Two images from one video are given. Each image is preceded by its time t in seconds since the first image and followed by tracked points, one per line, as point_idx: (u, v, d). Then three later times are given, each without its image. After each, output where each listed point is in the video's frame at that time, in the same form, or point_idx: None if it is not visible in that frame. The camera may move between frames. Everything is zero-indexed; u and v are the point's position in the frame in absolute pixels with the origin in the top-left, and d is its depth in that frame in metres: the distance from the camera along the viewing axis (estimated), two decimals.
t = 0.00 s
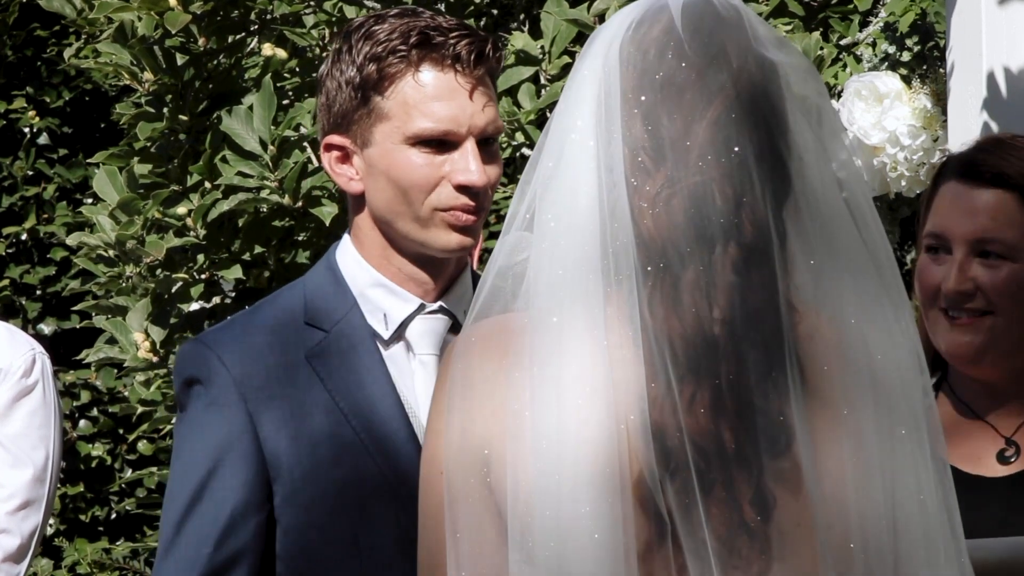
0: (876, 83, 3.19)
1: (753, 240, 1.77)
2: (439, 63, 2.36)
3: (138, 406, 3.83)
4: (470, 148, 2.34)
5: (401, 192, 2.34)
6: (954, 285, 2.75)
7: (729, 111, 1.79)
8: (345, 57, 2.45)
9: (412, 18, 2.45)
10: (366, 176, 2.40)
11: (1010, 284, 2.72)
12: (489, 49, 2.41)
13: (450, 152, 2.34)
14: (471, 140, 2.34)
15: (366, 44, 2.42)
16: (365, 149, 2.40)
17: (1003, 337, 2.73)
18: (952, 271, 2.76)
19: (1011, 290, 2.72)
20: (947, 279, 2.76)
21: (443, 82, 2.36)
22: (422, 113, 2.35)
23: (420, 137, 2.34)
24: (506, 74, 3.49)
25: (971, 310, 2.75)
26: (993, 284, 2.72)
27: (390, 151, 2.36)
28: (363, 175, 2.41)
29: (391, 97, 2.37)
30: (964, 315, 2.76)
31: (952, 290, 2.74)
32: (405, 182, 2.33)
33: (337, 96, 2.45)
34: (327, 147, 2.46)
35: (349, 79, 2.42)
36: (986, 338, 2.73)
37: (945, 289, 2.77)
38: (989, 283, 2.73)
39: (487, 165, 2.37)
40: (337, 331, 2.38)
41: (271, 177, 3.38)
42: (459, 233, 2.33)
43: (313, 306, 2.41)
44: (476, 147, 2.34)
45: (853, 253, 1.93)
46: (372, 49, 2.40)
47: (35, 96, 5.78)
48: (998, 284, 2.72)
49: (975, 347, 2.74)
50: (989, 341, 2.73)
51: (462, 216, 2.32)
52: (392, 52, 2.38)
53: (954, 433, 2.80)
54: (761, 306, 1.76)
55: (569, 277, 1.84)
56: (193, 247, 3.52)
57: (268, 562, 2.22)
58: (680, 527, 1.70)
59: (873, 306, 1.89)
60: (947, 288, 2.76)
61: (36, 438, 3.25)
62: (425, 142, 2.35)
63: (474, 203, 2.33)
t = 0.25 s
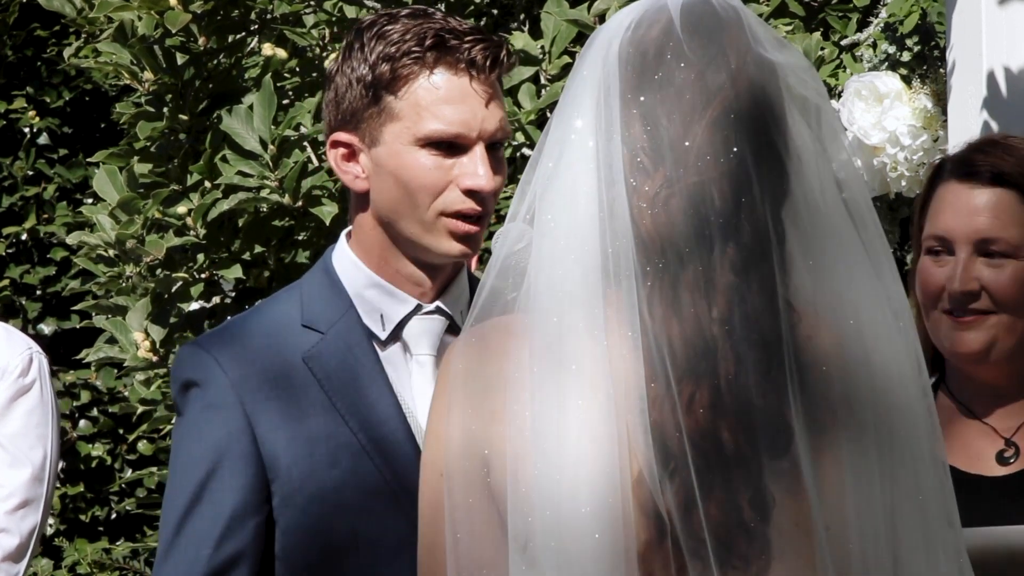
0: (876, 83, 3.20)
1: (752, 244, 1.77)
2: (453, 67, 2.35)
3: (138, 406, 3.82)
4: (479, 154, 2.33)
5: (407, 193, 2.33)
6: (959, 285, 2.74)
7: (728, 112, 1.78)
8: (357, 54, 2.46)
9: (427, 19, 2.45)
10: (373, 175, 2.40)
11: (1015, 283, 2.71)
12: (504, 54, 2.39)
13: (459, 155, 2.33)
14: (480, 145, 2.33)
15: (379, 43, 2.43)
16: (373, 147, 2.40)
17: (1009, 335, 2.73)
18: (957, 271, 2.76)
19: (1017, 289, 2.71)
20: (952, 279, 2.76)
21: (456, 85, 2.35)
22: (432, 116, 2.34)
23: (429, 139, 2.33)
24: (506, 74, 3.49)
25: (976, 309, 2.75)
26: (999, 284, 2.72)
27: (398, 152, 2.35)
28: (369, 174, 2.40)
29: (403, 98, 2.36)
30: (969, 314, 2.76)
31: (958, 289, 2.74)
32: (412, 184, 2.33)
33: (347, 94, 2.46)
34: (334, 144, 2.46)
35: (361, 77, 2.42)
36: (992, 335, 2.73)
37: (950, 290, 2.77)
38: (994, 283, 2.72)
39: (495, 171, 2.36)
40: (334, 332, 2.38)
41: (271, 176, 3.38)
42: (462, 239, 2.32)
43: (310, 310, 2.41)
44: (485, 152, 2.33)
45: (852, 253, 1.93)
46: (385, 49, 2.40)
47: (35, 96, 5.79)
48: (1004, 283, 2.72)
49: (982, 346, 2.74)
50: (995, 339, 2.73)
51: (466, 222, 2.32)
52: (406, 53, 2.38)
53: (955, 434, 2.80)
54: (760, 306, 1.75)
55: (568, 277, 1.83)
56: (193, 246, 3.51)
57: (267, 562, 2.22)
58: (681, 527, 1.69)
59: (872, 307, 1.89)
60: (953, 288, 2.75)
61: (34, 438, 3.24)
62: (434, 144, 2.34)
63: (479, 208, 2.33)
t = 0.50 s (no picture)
0: (876, 83, 3.20)
1: (753, 240, 1.77)
2: (460, 66, 2.36)
3: (137, 406, 3.82)
4: (483, 154, 2.34)
5: (409, 190, 2.35)
6: (993, 300, 2.66)
7: (728, 112, 1.80)
8: (365, 51, 2.47)
9: (436, 18, 2.46)
10: (375, 171, 2.41)
11: None
12: (511, 55, 2.39)
13: (463, 155, 2.34)
14: (484, 146, 2.34)
15: (387, 41, 2.44)
16: (377, 144, 2.41)
17: None
18: (988, 285, 2.67)
19: None
20: (982, 293, 2.68)
21: (462, 84, 2.36)
22: (437, 114, 2.35)
23: (433, 137, 2.35)
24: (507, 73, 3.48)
25: (1006, 321, 2.68)
26: None
27: (402, 149, 2.36)
28: (372, 170, 2.42)
29: (408, 95, 2.37)
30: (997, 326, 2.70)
31: (993, 305, 2.66)
32: (415, 182, 2.34)
33: (354, 89, 2.47)
34: (339, 138, 2.47)
35: (368, 73, 2.43)
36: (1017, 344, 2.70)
37: (979, 303, 2.69)
38: None
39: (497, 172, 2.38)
40: (332, 333, 2.38)
41: (270, 176, 3.38)
42: (461, 239, 2.34)
43: (309, 308, 2.41)
44: (489, 152, 2.35)
45: (853, 252, 1.93)
46: (393, 46, 2.41)
47: (35, 96, 5.79)
48: None
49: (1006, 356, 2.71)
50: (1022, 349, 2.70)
51: (467, 223, 2.34)
52: (414, 51, 2.39)
53: (957, 432, 2.80)
54: (761, 305, 1.75)
55: (570, 276, 1.83)
56: (193, 246, 3.51)
57: (267, 563, 2.22)
58: (681, 527, 1.69)
59: (874, 307, 1.88)
60: (984, 302, 2.67)
61: (30, 437, 3.16)
62: (438, 142, 2.35)
63: (480, 209, 2.34)
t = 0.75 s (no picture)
0: (876, 83, 3.20)
1: (753, 239, 1.77)
2: (466, 68, 2.36)
3: (137, 406, 3.82)
4: (486, 155, 2.34)
5: (412, 189, 2.35)
6: (999, 300, 2.67)
7: (729, 111, 1.80)
8: (371, 49, 2.47)
9: (443, 19, 2.46)
10: (378, 168, 2.41)
11: None
12: (518, 58, 2.39)
13: (467, 155, 2.35)
14: (487, 147, 2.35)
15: (394, 40, 2.44)
16: (380, 141, 2.41)
17: None
18: (994, 285, 2.68)
19: None
20: (988, 293, 2.69)
21: (467, 86, 2.36)
22: (442, 114, 2.35)
23: (437, 136, 2.35)
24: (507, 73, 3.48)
25: (1011, 324, 2.69)
26: None
27: (405, 147, 2.37)
28: (375, 167, 2.42)
29: (414, 94, 2.37)
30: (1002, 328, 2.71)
31: (998, 305, 2.67)
32: (417, 179, 2.35)
33: (359, 87, 2.47)
34: (343, 135, 2.48)
35: (375, 71, 2.44)
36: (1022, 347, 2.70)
37: (984, 304, 2.70)
38: None
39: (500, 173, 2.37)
40: (332, 333, 2.37)
41: (270, 176, 3.38)
42: (461, 237, 2.35)
43: (308, 308, 2.41)
44: (492, 153, 2.35)
45: (852, 251, 1.93)
46: (400, 45, 2.41)
47: (36, 96, 5.79)
48: None
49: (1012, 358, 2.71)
50: None
51: (468, 221, 2.34)
52: (421, 51, 2.39)
53: (959, 432, 2.79)
54: (762, 304, 1.74)
55: (571, 275, 1.83)
56: (192, 246, 3.51)
57: (267, 563, 2.23)
58: (682, 525, 1.69)
59: (874, 306, 1.87)
60: (989, 303, 2.68)
61: (27, 436, 3.15)
62: (442, 141, 2.35)
63: (482, 209, 2.34)
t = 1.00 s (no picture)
0: (876, 83, 3.20)
1: (752, 238, 1.78)
2: (467, 64, 2.37)
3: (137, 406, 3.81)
4: (487, 151, 2.35)
5: (413, 186, 2.35)
6: (994, 298, 2.67)
7: (727, 112, 1.79)
8: (373, 46, 2.48)
9: (444, 16, 2.47)
10: (380, 166, 2.41)
11: None
12: (519, 55, 2.41)
13: (468, 151, 2.34)
14: (488, 144, 2.35)
15: (395, 37, 2.45)
16: (382, 138, 2.41)
17: None
18: (991, 284, 2.68)
19: None
20: (984, 291, 2.69)
21: (468, 83, 2.36)
22: (443, 110, 2.35)
23: (439, 133, 2.35)
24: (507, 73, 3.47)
25: (1008, 322, 2.68)
26: None
27: (406, 144, 2.36)
28: (377, 164, 2.42)
29: (415, 90, 2.37)
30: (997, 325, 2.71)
31: (993, 303, 2.67)
32: (418, 177, 2.34)
33: (360, 85, 2.47)
34: (344, 132, 2.47)
35: (376, 69, 2.44)
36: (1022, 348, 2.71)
37: (980, 302, 2.71)
38: None
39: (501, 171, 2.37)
40: (335, 332, 2.37)
41: (270, 176, 3.38)
42: (463, 234, 2.34)
43: (312, 307, 2.41)
44: (493, 150, 2.35)
45: (853, 251, 1.92)
46: (401, 42, 2.42)
47: (36, 96, 5.79)
48: None
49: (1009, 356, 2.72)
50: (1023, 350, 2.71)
51: (470, 218, 2.33)
52: (422, 47, 2.40)
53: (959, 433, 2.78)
54: (763, 305, 1.74)
55: (571, 275, 1.83)
56: (192, 245, 3.51)
57: (268, 563, 2.23)
58: (681, 523, 1.70)
59: (874, 307, 1.87)
60: (984, 301, 2.69)
61: (25, 436, 3.15)
62: (443, 138, 2.35)
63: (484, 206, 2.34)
